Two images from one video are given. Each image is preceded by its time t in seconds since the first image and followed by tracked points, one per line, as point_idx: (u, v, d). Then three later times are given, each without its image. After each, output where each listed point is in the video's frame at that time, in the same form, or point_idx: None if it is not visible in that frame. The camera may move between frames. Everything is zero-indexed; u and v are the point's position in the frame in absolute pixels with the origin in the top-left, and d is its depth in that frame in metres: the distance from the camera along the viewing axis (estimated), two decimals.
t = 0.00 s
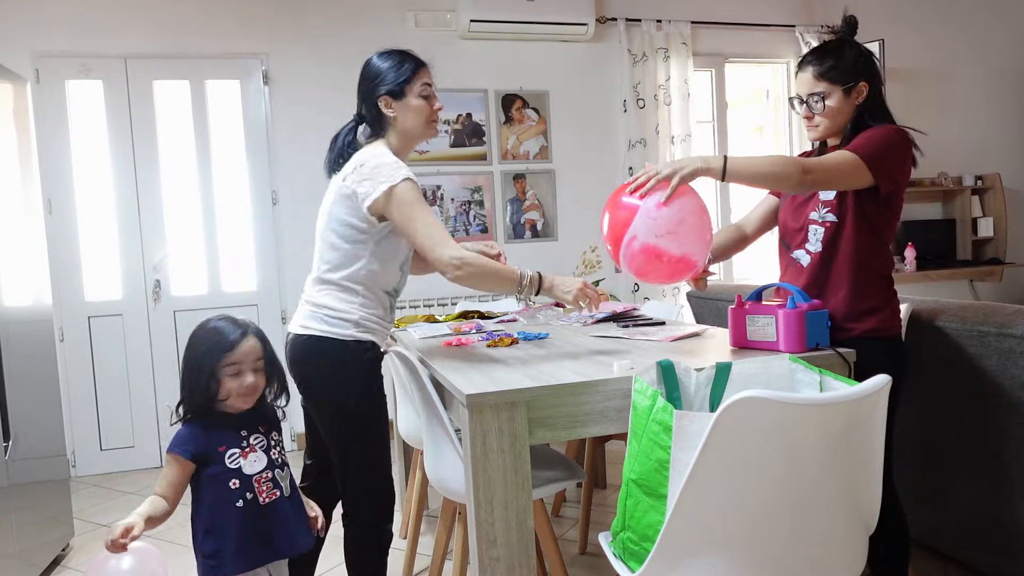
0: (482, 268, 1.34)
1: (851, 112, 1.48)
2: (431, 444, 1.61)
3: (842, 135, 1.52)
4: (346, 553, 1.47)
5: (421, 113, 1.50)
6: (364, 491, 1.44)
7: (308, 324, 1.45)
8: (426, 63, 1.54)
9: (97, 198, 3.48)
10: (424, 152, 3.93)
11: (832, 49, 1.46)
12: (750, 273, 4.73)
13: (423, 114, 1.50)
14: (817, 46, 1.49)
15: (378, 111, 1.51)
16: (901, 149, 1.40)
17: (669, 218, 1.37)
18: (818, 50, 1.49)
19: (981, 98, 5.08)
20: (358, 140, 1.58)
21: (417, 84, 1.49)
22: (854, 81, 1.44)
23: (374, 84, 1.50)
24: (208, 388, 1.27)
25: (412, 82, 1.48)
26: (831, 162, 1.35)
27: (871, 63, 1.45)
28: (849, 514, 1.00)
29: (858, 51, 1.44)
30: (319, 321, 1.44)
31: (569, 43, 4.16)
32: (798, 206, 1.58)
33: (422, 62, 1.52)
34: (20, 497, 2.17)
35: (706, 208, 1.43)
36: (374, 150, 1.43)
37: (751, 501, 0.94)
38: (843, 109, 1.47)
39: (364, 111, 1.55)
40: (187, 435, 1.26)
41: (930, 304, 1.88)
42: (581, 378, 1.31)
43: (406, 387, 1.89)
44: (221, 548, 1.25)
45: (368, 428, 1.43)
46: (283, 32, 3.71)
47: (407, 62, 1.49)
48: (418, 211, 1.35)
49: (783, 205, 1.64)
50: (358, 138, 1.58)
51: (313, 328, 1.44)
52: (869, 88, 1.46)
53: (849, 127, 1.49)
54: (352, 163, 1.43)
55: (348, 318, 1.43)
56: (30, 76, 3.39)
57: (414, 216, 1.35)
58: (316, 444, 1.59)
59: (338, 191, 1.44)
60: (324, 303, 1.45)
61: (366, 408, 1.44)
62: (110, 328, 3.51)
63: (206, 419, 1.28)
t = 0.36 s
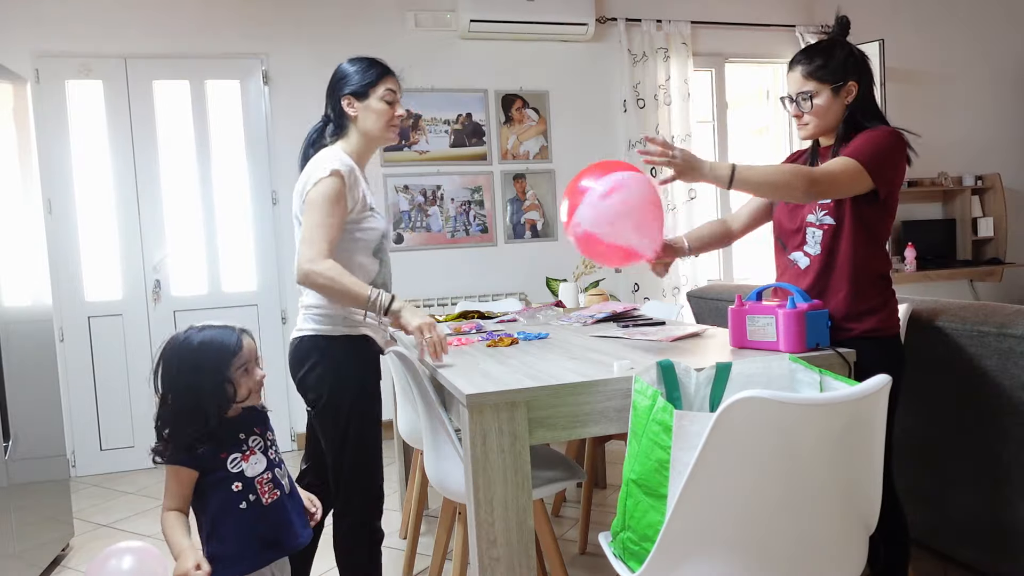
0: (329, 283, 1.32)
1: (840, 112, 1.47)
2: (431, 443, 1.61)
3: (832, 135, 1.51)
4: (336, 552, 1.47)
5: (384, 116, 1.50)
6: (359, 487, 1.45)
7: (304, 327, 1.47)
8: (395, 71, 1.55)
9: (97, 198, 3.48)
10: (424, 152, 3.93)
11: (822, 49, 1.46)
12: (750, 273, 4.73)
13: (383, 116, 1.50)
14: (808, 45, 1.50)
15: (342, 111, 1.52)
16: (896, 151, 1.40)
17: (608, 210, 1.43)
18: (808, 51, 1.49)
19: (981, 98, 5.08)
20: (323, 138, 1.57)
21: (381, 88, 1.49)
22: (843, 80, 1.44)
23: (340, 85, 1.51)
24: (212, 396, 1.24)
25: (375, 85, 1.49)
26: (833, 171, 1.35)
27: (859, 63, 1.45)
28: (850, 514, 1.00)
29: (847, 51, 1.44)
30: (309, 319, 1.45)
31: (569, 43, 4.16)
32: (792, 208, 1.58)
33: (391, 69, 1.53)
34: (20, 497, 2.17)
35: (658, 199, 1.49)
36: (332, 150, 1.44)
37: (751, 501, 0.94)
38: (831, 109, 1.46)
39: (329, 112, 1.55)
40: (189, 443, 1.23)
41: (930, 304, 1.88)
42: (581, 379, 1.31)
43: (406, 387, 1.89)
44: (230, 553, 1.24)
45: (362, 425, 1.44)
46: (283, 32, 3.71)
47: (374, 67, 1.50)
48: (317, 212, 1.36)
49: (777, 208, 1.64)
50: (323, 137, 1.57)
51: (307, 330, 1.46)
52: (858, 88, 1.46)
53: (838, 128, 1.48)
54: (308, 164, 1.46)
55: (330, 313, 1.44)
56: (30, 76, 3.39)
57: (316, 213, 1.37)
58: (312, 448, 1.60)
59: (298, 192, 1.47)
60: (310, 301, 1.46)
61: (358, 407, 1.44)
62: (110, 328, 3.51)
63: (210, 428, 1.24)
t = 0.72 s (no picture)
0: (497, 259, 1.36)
1: (833, 112, 1.46)
2: (431, 443, 1.61)
3: (825, 135, 1.50)
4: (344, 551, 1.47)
5: (415, 120, 1.51)
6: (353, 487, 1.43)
7: (300, 326, 1.46)
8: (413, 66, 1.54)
9: (97, 198, 3.48)
10: (424, 152, 3.93)
11: (816, 49, 1.46)
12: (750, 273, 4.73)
13: (416, 120, 1.52)
14: (801, 45, 1.50)
15: (370, 117, 1.51)
16: (907, 159, 1.38)
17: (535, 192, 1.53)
18: (802, 51, 1.49)
19: (981, 98, 5.08)
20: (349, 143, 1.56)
21: (409, 90, 1.49)
22: (834, 80, 1.44)
23: (366, 91, 1.50)
24: (180, 424, 1.19)
25: (404, 89, 1.48)
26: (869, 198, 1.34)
27: (854, 64, 1.44)
28: (850, 514, 1.00)
29: (843, 51, 1.44)
30: (312, 319, 1.45)
31: (569, 43, 4.16)
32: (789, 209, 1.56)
33: (411, 65, 1.52)
34: (20, 496, 2.17)
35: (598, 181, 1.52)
36: (369, 159, 1.43)
37: (752, 500, 0.94)
38: (822, 109, 1.45)
39: (353, 116, 1.54)
40: (153, 470, 1.21)
41: (931, 304, 1.88)
42: (581, 379, 1.31)
43: (406, 387, 1.89)
44: None
45: (355, 421, 1.42)
46: (283, 32, 3.71)
47: (398, 68, 1.49)
48: (425, 219, 1.35)
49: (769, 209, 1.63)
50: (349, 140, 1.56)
51: (306, 328, 1.45)
52: (850, 89, 1.45)
53: (832, 129, 1.47)
54: (347, 175, 1.42)
55: (337, 318, 1.43)
56: (30, 76, 3.39)
57: (422, 226, 1.36)
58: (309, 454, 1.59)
59: (334, 195, 1.44)
60: (317, 301, 1.46)
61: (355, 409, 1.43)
62: (110, 328, 3.51)
63: (183, 451, 1.21)
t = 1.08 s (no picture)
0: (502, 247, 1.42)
1: (812, 118, 1.46)
2: (431, 443, 1.62)
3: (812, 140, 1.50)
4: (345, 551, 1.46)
5: (410, 116, 1.52)
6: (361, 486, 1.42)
7: (306, 327, 1.45)
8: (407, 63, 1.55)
9: (97, 198, 3.48)
10: (424, 152, 3.93)
11: (787, 60, 1.48)
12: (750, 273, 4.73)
13: (411, 117, 1.53)
14: (772, 58, 1.53)
15: (365, 117, 1.52)
16: (913, 158, 1.36)
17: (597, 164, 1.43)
18: (776, 63, 1.50)
19: (982, 98, 5.08)
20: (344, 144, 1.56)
21: (404, 88, 1.50)
22: (804, 89, 1.45)
23: (360, 90, 1.50)
24: None
25: (399, 86, 1.50)
26: (907, 216, 1.33)
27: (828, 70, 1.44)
28: (849, 515, 1.00)
29: (816, 58, 1.45)
30: (320, 319, 1.44)
31: (569, 43, 4.16)
32: (789, 212, 1.55)
33: (404, 61, 1.53)
34: (20, 496, 2.17)
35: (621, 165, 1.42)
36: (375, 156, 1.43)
37: (751, 500, 0.94)
38: (799, 117, 1.47)
39: (347, 117, 1.54)
40: None
41: (930, 304, 1.88)
42: (581, 379, 1.31)
43: (406, 387, 1.89)
44: None
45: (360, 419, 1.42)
46: (284, 32, 3.71)
47: (391, 65, 1.50)
48: (431, 216, 1.39)
49: (766, 211, 1.62)
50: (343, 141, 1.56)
51: (312, 329, 1.44)
52: (823, 93, 1.44)
53: (815, 134, 1.47)
54: (348, 173, 1.43)
55: (346, 318, 1.44)
56: (30, 76, 3.39)
57: (422, 224, 1.39)
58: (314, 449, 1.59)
59: (335, 194, 1.43)
60: (323, 302, 1.45)
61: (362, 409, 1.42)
62: (110, 328, 3.51)
63: None
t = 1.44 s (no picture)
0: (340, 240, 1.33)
1: (745, 133, 1.50)
2: (431, 443, 1.61)
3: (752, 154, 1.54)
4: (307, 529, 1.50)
5: (303, 126, 1.51)
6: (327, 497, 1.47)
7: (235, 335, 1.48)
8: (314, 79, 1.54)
9: (97, 198, 3.48)
10: (424, 152, 3.93)
11: (719, 80, 1.53)
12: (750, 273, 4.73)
13: (304, 126, 1.51)
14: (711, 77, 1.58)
15: (261, 117, 1.50)
16: (849, 159, 1.37)
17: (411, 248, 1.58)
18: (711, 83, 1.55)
19: (981, 98, 5.08)
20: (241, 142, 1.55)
21: (302, 98, 1.49)
22: (734, 105, 1.49)
23: (260, 91, 1.49)
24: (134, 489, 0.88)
25: (297, 95, 1.49)
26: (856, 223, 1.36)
27: (755, 86, 1.48)
28: (850, 515, 1.00)
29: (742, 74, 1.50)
30: (242, 327, 1.46)
31: (569, 43, 4.16)
32: (753, 229, 1.58)
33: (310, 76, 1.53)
34: (20, 496, 2.17)
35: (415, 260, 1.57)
36: (256, 162, 1.43)
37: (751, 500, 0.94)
38: (732, 134, 1.52)
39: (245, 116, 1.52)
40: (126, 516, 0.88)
41: (930, 304, 1.88)
42: (581, 379, 1.31)
43: (406, 387, 1.89)
44: None
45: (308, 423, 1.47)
46: (283, 32, 3.71)
47: (294, 74, 1.49)
48: (285, 208, 1.36)
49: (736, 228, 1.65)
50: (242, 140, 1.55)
51: (239, 337, 1.47)
52: (753, 108, 1.48)
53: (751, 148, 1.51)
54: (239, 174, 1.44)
55: (262, 320, 1.44)
56: (30, 76, 3.39)
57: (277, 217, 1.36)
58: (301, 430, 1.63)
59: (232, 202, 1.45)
60: (244, 309, 1.47)
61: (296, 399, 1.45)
62: (110, 328, 3.52)
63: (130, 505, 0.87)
